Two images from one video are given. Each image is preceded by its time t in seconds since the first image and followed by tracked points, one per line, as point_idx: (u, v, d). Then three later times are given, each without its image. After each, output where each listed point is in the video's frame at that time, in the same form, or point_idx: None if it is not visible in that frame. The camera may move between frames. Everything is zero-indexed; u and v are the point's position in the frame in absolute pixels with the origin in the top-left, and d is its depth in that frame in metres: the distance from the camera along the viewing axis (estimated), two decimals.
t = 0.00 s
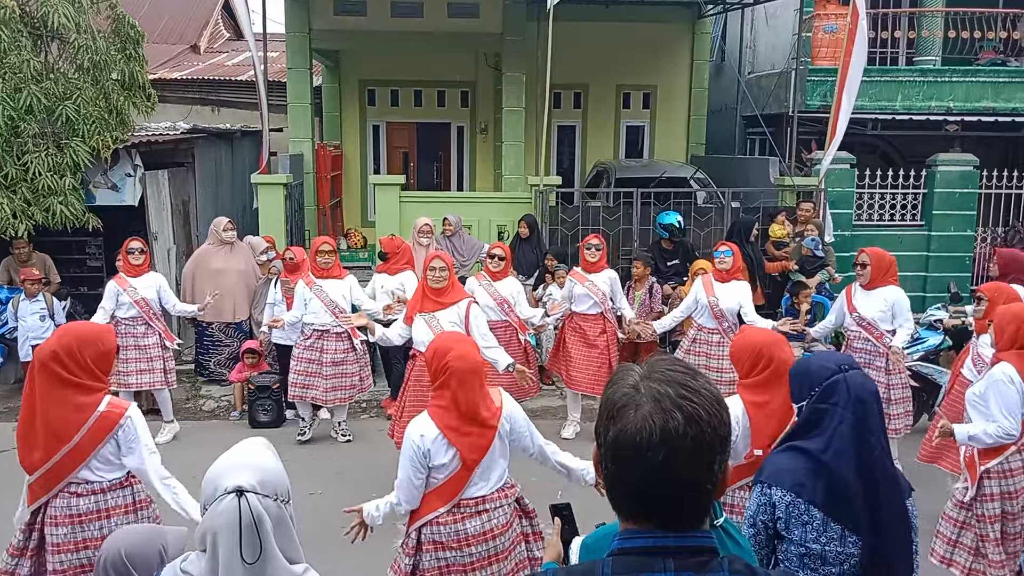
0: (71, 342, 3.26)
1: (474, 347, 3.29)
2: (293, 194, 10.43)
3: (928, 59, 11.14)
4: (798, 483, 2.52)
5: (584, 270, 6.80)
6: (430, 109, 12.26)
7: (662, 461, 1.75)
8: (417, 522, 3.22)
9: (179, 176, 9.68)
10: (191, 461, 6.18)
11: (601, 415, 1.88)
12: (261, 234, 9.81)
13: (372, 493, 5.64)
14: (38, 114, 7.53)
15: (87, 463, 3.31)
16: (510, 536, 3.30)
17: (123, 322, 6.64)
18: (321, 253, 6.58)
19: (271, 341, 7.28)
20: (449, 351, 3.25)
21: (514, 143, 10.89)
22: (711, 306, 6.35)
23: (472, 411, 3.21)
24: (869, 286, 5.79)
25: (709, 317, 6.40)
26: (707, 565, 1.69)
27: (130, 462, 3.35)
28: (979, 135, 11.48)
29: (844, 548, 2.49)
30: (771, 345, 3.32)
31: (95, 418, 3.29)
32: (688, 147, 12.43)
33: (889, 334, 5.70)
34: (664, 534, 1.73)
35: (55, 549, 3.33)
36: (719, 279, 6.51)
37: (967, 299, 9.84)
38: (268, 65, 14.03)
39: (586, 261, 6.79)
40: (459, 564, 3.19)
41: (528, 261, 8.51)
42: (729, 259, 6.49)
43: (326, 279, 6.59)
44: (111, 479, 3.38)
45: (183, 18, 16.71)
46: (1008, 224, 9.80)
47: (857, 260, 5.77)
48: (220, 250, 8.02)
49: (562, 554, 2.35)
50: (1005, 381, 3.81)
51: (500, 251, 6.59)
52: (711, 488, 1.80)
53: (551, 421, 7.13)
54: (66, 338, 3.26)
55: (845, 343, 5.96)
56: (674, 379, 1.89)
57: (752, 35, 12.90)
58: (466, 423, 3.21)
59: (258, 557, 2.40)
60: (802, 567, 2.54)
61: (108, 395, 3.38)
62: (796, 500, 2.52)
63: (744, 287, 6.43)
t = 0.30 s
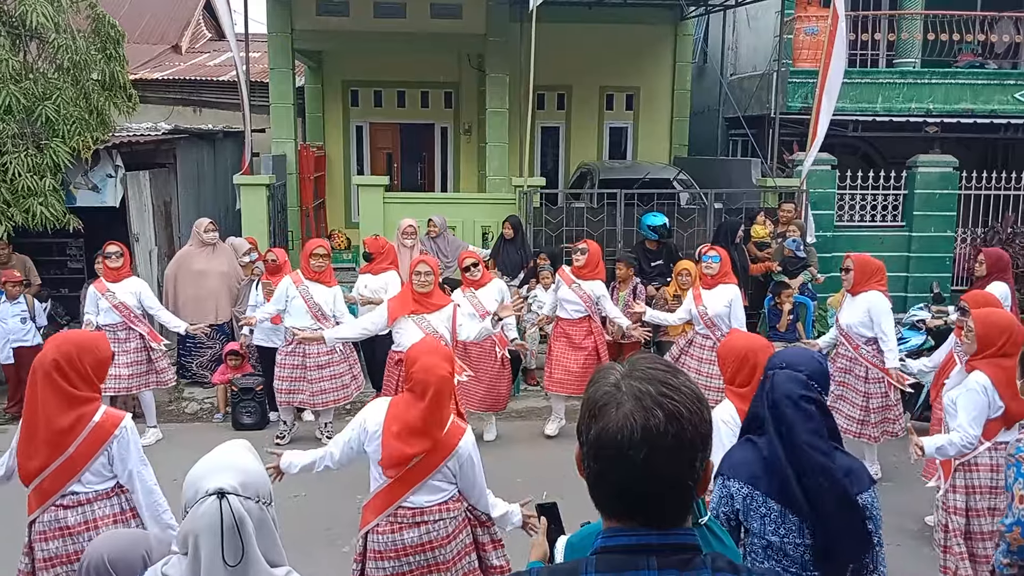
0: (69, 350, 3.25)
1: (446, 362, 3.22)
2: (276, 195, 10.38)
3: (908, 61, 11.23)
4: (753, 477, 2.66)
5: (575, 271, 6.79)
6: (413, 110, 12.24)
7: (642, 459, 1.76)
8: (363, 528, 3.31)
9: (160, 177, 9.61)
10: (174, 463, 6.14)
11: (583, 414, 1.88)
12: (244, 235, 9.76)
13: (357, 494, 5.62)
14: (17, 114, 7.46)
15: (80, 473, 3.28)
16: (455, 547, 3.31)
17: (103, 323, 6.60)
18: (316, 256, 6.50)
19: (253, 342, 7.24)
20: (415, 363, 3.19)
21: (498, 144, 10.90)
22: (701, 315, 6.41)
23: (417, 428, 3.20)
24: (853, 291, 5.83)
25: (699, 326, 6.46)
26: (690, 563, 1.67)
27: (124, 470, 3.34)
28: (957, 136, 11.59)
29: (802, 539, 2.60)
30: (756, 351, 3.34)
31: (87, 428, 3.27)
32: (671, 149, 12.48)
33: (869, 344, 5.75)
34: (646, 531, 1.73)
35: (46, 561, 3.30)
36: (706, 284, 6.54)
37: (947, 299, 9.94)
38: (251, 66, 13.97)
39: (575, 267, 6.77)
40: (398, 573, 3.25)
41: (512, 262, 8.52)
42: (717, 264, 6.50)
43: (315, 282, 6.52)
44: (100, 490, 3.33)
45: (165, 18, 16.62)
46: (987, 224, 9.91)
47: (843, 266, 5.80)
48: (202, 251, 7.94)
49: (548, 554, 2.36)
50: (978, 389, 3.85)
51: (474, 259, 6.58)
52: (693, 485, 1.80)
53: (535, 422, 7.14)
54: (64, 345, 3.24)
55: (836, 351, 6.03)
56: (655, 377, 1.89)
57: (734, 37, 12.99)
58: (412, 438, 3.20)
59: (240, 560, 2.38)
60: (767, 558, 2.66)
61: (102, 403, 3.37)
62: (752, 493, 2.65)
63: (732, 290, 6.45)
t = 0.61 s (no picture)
0: (68, 355, 3.23)
1: (442, 356, 3.23)
2: (273, 194, 10.37)
3: (904, 61, 11.25)
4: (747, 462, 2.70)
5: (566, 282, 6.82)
6: (410, 109, 12.24)
7: (644, 456, 1.75)
8: (382, 511, 3.28)
9: (157, 176, 9.59)
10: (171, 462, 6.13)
11: (586, 412, 1.88)
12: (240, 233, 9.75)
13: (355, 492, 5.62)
14: (13, 113, 7.43)
15: (71, 476, 3.27)
16: (471, 540, 3.31)
17: (96, 323, 6.57)
18: (302, 258, 6.52)
19: (250, 341, 7.22)
20: (411, 355, 3.22)
21: (495, 143, 10.90)
22: (694, 303, 6.43)
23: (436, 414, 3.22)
24: (848, 292, 5.85)
25: (692, 316, 6.48)
26: (693, 565, 1.67)
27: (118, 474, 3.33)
28: (954, 136, 11.61)
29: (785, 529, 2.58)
30: (755, 354, 3.36)
31: (81, 430, 3.26)
32: (668, 148, 12.48)
33: (864, 342, 5.77)
34: (649, 531, 1.72)
35: (28, 561, 3.30)
36: (701, 278, 6.52)
37: (944, 298, 9.96)
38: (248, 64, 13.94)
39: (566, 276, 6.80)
40: (415, 560, 3.22)
41: (510, 261, 8.52)
42: (713, 259, 6.49)
43: (301, 284, 6.55)
44: (95, 496, 3.33)
45: (162, 16, 16.60)
46: (984, 223, 9.92)
47: (840, 268, 5.80)
48: (198, 250, 7.92)
49: (548, 552, 2.34)
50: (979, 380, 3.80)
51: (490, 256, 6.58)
52: (696, 485, 1.78)
53: (533, 420, 7.14)
54: (63, 349, 3.23)
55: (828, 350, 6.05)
56: (658, 374, 1.88)
57: (731, 36, 13.00)
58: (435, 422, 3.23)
59: (246, 557, 2.37)
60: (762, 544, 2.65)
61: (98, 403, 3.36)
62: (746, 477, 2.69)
63: (724, 288, 6.46)
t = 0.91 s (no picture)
0: (86, 358, 3.26)
1: (438, 356, 3.29)
2: (272, 194, 10.37)
3: (903, 61, 11.26)
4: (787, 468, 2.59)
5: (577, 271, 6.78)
6: (409, 109, 12.24)
7: (650, 459, 1.68)
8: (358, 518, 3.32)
9: (156, 176, 9.60)
10: (171, 463, 6.13)
11: (603, 409, 1.83)
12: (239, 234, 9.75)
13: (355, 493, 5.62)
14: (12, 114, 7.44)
15: (87, 481, 3.28)
16: (448, 537, 3.28)
17: (94, 324, 6.58)
18: (301, 256, 6.52)
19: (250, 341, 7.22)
20: (408, 353, 3.28)
21: (494, 143, 10.91)
22: (702, 300, 6.41)
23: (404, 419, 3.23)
24: (857, 290, 5.86)
25: (699, 312, 6.46)
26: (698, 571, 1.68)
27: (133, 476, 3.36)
28: (952, 135, 11.63)
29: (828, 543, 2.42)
30: (769, 339, 3.40)
31: (95, 436, 3.28)
32: (667, 148, 12.49)
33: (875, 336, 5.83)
34: (654, 540, 1.67)
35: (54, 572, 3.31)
36: (704, 274, 6.54)
37: (943, 298, 9.97)
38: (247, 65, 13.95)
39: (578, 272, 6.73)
40: (390, 562, 3.24)
41: (510, 261, 8.53)
42: (714, 255, 6.52)
43: (305, 282, 6.54)
44: (106, 493, 3.34)
45: (161, 17, 16.61)
46: (983, 222, 9.93)
47: (845, 264, 5.87)
48: (198, 251, 7.94)
49: (548, 550, 2.33)
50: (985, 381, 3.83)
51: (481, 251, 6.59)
52: (705, 496, 1.70)
53: (533, 420, 7.14)
54: (77, 358, 3.24)
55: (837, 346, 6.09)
56: (679, 377, 1.80)
57: (730, 37, 13.01)
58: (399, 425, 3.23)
59: (260, 555, 2.40)
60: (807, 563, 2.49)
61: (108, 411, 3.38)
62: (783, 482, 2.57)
63: (731, 279, 6.46)
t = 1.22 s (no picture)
0: (81, 347, 3.26)
1: (440, 344, 3.31)
2: (272, 195, 10.36)
3: (903, 61, 11.26)
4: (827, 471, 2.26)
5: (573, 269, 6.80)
6: (409, 110, 12.25)
7: (637, 457, 1.67)
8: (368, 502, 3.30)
9: (156, 177, 9.61)
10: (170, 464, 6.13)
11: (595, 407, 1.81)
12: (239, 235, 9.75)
13: (355, 494, 5.61)
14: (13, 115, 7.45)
15: (84, 467, 3.29)
16: (455, 531, 3.29)
17: (93, 325, 6.58)
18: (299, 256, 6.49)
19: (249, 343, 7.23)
20: (411, 340, 3.27)
21: (494, 144, 10.90)
22: (692, 297, 6.44)
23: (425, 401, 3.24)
24: (852, 283, 5.86)
25: (693, 310, 6.50)
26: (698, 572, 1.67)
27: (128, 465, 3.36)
28: (951, 135, 11.63)
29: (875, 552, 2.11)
30: (782, 339, 3.43)
31: (93, 421, 3.29)
32: (667, 149, 12.50)
33: (864, 330, 5.80)
34: (648, 544, 1.65)
35: (36, 548, 3.29)
36: (698, 271, 6.54)
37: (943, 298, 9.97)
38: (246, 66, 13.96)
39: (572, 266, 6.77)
40: (398, 550, 3.21)
41: (509, 262, 8.53)
42: (713, 253, 6.51)
43: (308, 283, 6.53)
44: (104, 487, 3.35)
45: (161, 18, 16.62)
46: (983, 222, 9.92)
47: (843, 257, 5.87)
48: (197, 251, 7.95)
49: (549, 549, 2.35)
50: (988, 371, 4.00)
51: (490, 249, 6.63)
52: (694, 494, 1.68)
53: (533, 421, 7.13)
54: (76, 343, 3.25)
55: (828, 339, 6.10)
56: (668, 376, 1.78)
57: (729, 37, 13.02)
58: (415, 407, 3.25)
59: (252, 559, 2.38)
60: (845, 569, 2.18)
61: (108, 395, 3.39)
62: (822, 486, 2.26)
63: (723, 279, 6.46)
